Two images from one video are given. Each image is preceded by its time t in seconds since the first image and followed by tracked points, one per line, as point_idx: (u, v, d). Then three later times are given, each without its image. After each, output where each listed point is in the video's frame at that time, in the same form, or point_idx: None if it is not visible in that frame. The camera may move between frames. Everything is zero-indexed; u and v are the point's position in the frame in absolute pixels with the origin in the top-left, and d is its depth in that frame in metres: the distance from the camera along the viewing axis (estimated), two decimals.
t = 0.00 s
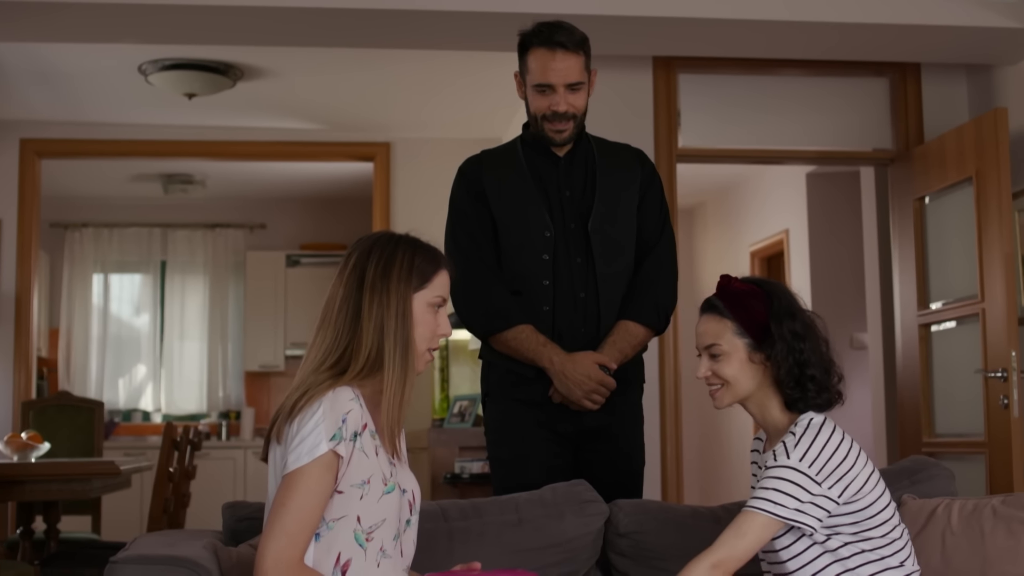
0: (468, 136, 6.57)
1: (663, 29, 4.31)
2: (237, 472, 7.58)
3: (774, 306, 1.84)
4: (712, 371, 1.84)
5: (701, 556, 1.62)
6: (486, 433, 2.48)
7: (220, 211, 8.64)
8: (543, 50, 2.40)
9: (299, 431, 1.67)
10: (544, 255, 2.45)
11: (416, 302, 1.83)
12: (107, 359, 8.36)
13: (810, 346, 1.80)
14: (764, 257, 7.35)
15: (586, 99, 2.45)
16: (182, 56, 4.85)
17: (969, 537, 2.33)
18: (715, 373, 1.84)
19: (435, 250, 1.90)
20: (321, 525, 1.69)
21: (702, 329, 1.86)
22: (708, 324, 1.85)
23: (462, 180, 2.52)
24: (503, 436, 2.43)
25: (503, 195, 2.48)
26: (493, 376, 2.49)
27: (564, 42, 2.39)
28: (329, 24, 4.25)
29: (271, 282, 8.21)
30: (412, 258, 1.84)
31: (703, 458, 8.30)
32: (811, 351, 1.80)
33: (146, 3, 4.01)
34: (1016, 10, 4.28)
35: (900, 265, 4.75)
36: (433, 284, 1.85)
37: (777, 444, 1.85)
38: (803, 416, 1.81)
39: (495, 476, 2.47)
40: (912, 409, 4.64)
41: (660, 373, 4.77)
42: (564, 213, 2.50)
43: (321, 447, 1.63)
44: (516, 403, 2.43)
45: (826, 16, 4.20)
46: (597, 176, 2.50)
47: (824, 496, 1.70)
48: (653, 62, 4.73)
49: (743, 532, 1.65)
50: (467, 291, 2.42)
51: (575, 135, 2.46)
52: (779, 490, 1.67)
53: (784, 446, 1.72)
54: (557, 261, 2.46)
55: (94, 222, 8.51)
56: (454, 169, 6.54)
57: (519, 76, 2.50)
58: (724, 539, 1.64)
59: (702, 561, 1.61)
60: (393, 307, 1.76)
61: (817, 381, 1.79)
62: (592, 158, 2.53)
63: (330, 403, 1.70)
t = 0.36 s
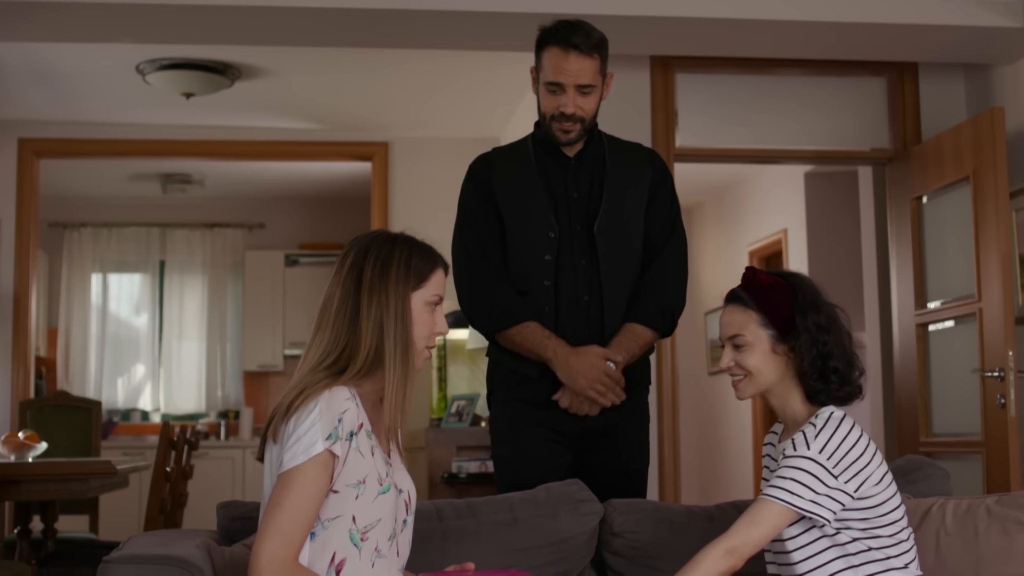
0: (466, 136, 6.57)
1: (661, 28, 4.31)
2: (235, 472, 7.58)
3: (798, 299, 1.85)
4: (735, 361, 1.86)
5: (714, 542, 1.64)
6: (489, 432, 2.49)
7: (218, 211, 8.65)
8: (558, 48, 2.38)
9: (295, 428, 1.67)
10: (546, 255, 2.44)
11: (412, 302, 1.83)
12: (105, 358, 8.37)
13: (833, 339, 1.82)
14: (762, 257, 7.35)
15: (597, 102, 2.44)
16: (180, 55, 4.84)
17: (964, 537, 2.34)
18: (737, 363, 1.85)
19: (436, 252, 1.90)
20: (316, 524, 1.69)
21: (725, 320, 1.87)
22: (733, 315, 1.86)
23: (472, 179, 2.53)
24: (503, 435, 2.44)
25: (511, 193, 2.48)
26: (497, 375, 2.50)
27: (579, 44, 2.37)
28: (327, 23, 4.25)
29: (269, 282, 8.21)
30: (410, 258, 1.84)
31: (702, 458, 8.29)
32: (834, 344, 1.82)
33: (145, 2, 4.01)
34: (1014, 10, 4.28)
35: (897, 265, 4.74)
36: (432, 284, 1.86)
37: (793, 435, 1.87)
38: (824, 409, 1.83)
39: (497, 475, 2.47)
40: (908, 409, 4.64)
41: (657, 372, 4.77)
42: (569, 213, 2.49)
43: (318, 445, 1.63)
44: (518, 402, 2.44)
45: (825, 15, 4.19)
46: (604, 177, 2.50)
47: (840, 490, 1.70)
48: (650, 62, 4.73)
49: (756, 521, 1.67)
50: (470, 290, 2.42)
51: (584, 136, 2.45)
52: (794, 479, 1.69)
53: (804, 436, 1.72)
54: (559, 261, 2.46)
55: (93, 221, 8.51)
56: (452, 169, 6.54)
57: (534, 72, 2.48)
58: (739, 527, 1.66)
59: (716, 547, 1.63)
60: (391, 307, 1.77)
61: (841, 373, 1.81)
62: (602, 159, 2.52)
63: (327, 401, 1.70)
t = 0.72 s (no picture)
0: (465, 137, 6.57)
1: (657, 30, 4.31)
2: (233, 473, 7.58)
3: (812, 298, 1.93)
4: (748, 359, 1.93)
5: (727, 537, 1.64)
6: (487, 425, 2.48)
7: (217, 213, 8.65)
8: (595, 63, 2.11)
9: (281, 431, 1.68)
10: (553, 286, 2.27)
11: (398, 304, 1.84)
12: (104, 360, 8.38)
13: (847, 338, 1.91)
14: (761, 259, 7.35)
15: (634, 123, 2.17)
16: (177, 56, 4.84)
17: (956, 539, 2.35)
18: (751, 361, 1.93)
19: (422, 252, 1.91)
20: (303, 527, 1.69)
21: (739, 319, 1.95)
22: (748, 313, 1.94)
23: (489, 179, 2.34)
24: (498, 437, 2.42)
25: (525, 210, 2.30)
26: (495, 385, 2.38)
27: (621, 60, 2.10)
28: (323, 25, 4.25)
29: (268, 283, 8.21)
30: (396, 257, 1.85)
31: (701, 460, 8.29)
32: (848, 343, 1.91)
33: (142, 4, 4.02)
34: (1009, 11, 4.28)
35: (893, 266, 4.74)
36: (419, 284, 1.86)
37: (802, 433, 1.95)
38: (837, 407, 1.91)
39: (502, 475, 2.44)
40: (905, 410, 4.64)
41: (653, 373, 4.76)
42: (582, 237, 2.31)
43: (303, 448, 1.64)
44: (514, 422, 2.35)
45: (822, 17, 4.20)
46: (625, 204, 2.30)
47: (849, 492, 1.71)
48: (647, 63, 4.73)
49: (768, 519, 1.67)
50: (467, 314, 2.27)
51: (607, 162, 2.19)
52: (807, 480, 1.69)
53: (817, 435, 1.73)
54: (566, 292, 2.28)
55: (92, 223, 8.52)
56: (450, 170, 6.55)
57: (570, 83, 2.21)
58: (752, 525, 1.66)
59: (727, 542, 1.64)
60: (377, 306, 1.78)
61: (855, 372, 1.90)
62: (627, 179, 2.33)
63: (312, 403, 1.70)
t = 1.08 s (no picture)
0: (461, 134, 6.57)
1: (652, 27, 4.31)
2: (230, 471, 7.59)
3: (803, 292, 1.93)
4: (738, 352, 1.93)
5: (754, 562, 1.66)
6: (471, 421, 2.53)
7: (214, 209, 8.65)
8: (568, 70, 2.18)
9: (263, 429, 1.68)
10: (537, 306, 2.30)
11: (383, 301, 1.84)
12: (102, 356, 8.39)
13: (836, 332, 1.90)
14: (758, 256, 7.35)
15: (607, 134, 2.23)
16: (172, 53, 4.84)
17: (945, 537, 2.35)
18: (741, 355, 1.93)
19: (409, 250, 1.91)
20: (287, 524, 1.69)
21: (730, 312, 1.95)
22: (738, 306, 1.94)
23: (466, 192, 2.35)
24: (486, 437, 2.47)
25: (510, 226, 2.32)
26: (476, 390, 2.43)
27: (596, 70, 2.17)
28: (317, 22, 4.25)
29: (266, 279, 8.21)
30: (380, 254, 1.85)
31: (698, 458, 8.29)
32: (837, 336, 1.90)
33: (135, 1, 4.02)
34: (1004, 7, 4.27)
35: (889, 263, 4.74)
36: (405, 281, 1.86)
37: (792, 427, 1.94)
38: (827, 402, 1.90)
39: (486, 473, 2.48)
40: (900, 407, 4.65)
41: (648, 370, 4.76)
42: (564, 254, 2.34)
43: (286, 445, 1.64)
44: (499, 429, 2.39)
45: (816, 14, 4.19)
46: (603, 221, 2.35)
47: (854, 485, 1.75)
48: (642, 60, 4.73)
49: (789, 532, 1.69)
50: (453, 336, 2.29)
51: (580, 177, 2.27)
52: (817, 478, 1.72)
53: (816, 433, 1.76)
54: (548, 311, 2.33)
55: (89, 220, 8.53)
56: (446, 167, 6.55)
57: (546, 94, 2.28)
58: (775, 540, 1.68)
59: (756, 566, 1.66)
60: (360, 303, 1.78)
61: (844, 365, 1.89)
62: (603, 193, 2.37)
63: (293, 400, 1.71)
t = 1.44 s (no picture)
0: (461, 124, 6.57)
1: (650, 18, 4.31)
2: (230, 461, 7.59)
3: (792, 277, 1.97)
4: (728, 339, 1.97)
5: (777, 559, 1.78)
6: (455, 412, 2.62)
7: (214, 199, 8.65)
8: (549, 95, 2.28)
9: (249, 418, 1.68)
10: (514, 320, 2.42)
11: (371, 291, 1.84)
12: (102, 346, 8.40)
13: (825, 318, 1.94)
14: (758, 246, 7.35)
15: (587, 157, 2.33)
16: (171, 43, 4.84)
17: (937, 528, 2.35)
18: (731, 342, 1.97)
19: (397, 240, 1.92)
20: (274, 514, 1.70)
21: (720, 299, 1.99)
22: (727, 293, 1.98)
23: (451, 201, 2.45)
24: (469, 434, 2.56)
25: (493, 241, 2.42)
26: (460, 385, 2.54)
27: (576, 97, 2.26)
28: (315, 13, 4.25)
29: (266, 270, 8.21)
30: (369, 244, 1.85)
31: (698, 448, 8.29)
32: (827, 322, 1.94)
33: None
34: None
35: (887, 254, 4.74)
36: (394, 271, 1.87)
37: (782, 411, 1.98)
38: (818, 386, 1.94)
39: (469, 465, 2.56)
40: (898, 399, 4.65)
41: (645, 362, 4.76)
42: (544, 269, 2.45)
43: (272, 436, 1.64)
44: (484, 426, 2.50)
45: (815, 4, 4.19)
46: (583, 238, 2.44)
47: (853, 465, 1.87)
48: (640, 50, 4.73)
49: (805, 523, 1.81)
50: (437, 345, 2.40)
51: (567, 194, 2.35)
52: (827, 462, 1.82)
53: (815, 417, 1.86)
54: (527, 323, 2.44)
55: (89, 210, 8.53)
56: (445, 157, 6.56)
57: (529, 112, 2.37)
58: (794, 535, 1.80)
59: (779, 562, 1.78)
60: (349, 293, 1.79)
61: (833, 350, 1.93)
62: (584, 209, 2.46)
63: (280, 391, 1.71)
